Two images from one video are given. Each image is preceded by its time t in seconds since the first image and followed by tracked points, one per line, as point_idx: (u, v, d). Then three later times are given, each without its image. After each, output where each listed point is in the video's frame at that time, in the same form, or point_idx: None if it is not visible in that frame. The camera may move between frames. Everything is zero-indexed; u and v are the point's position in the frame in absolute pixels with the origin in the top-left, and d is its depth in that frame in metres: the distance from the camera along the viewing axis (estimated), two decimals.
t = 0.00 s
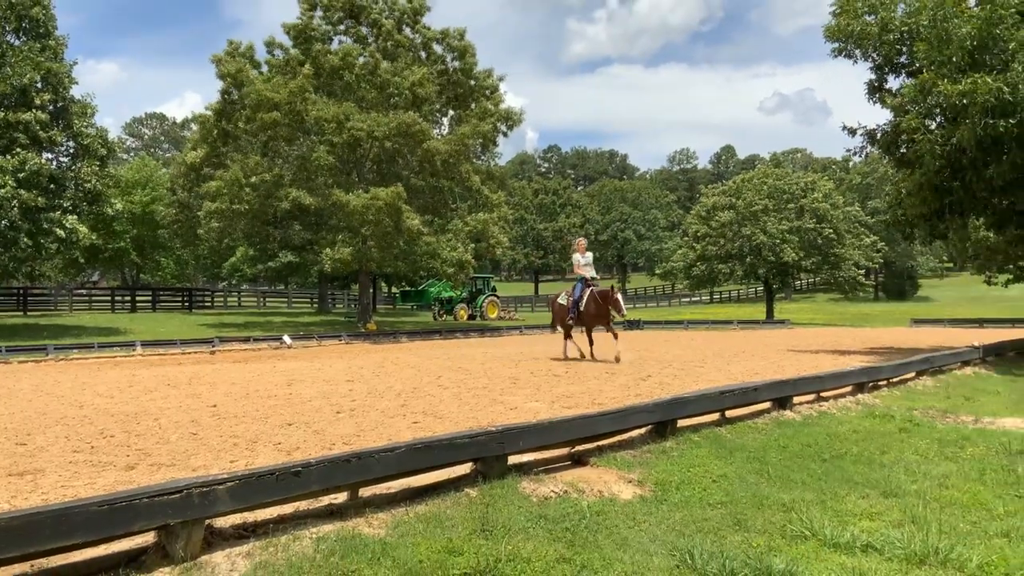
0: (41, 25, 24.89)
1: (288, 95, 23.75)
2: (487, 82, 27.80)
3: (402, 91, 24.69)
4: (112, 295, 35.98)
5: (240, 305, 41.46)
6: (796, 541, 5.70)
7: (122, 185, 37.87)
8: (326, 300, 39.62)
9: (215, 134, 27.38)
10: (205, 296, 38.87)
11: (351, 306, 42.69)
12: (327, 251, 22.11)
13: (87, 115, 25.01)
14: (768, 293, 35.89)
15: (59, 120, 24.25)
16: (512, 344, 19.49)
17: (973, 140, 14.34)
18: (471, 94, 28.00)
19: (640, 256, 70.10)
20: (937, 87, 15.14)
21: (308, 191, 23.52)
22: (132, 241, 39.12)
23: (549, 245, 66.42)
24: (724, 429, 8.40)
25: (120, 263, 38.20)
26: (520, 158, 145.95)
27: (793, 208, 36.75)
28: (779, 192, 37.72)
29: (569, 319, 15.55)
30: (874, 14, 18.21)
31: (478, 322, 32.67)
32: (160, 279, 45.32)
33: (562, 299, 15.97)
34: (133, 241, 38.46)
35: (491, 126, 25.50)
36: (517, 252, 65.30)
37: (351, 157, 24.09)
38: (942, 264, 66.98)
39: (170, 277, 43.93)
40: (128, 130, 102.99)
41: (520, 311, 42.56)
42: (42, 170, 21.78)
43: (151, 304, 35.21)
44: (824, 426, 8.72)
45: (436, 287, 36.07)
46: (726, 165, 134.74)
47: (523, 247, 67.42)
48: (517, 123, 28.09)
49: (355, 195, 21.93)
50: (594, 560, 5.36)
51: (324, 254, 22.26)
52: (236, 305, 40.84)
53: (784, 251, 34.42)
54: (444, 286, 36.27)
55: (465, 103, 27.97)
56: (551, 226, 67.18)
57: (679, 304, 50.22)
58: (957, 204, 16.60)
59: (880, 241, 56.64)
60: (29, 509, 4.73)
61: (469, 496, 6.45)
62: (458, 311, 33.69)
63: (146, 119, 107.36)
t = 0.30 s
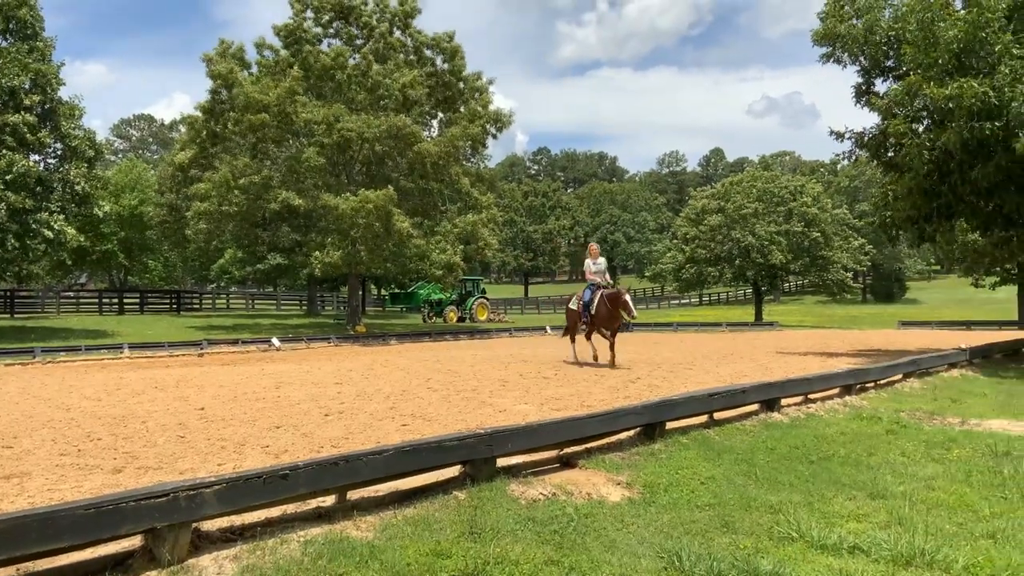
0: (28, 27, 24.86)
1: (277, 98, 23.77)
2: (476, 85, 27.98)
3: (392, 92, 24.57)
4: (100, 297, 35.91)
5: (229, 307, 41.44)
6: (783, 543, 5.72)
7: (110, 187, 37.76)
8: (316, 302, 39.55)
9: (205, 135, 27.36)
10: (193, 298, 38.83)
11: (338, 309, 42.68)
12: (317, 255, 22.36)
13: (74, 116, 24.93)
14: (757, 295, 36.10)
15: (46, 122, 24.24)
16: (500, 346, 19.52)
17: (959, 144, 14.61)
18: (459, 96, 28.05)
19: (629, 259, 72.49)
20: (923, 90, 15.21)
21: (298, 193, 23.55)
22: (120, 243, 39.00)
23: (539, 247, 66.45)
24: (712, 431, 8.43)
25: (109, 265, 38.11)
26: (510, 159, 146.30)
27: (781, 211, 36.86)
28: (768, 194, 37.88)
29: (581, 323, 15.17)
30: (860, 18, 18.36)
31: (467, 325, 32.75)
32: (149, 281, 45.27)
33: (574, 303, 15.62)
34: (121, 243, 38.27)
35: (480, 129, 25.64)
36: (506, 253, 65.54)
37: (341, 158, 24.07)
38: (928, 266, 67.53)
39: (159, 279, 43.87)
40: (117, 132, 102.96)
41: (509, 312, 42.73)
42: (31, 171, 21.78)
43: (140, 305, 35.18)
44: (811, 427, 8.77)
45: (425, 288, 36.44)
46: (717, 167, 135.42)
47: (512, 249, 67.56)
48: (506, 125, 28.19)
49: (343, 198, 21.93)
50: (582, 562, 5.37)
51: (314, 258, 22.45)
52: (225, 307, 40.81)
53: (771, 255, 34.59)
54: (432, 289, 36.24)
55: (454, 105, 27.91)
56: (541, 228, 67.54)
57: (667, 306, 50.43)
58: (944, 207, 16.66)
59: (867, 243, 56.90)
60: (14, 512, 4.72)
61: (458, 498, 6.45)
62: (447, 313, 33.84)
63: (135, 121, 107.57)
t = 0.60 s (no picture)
0: (19, 28, 24.81)
1: (268, 100, 23.80)
2: (469, 87, 28.00)
3: (384, 94, 24.60)
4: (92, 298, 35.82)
5: (222, 309, 41.39)
6: (776, 544, 5.73)
7: (102, 188, 37.74)
8: (308, 304, 39.51)
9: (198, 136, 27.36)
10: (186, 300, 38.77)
11: (331, 311, 42.63)
12: (309, 257, 22.54)
13: (67, 118, 24.88)
14: (750, 297, 36.21)
15: (39, 123, 24.18)
16: (493, 348, 19.54)
17: (950, 146, 14.69)
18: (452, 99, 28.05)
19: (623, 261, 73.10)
20: (915, 92, 15.25)
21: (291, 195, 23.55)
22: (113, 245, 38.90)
23: (532, 249, 66.60)
24: (705, 433, 8.44)
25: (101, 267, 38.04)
26: (505, 162, 146.66)
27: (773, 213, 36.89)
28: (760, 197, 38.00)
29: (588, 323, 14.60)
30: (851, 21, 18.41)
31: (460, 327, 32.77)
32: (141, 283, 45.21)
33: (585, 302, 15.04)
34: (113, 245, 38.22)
35: (474, 130, 25.66)
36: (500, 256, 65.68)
37: (335, 159, 24.00)
38: (920, 268, 67.83)
39: (151, 281, 43.82)
40: (108, 133, 103.20)
41: (502, 315, 42.75)
42: (22, 173, 21.74)
43: (132, 307, 35.10)
44: (803, 429, 8.79)
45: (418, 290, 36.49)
46: (710, 168, 135.73)
47: (506, 251, 67.59)
48: (500, 127, 28.22)
49: (336, 200, 21.90)
50: (575, 564, 5.38)
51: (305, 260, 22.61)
52: (218, 309, 40.74)
53: (763, 257, 34.80)
54: (425, 291, 36.21)
55: (447, 107, 27.95)
56: (534, 230, 67.65)
57: (660, 308, 50.53)
58: (937, 209, 16.69)
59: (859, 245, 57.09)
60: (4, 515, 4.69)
61: (451, 500, 6.45)
62: (440, 315, 33.89)
63: (127, 123, 108.01)
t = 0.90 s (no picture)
0: (17, 29, 24.81)
1: (263, 101, 23.78)
2: (466, 88, 28.01)
3: (381, 95, 24.58)
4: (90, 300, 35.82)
5: (220, 310, 41.41)
6: (774, 545, 5.74)
7: (100, 189, 37.76)
8: (307, 305, 39.51)
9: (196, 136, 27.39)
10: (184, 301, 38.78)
11: (329, 312, 42.66)
12: (306, 259, 22.59)
13: (65, 119, 24.89)
14: (748, 298, 36.25)
15: (37, 124, 24.16)
16: (491, 350, 19.56)
17: (948, 146, 14.69)
18: (450, 100, 28.05)
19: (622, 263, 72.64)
20: (913, 94, 15.24)
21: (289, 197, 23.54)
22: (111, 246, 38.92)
23: (530, 250, 66.78)
24: (702, 434, 8.44)
25: (99, 268, 38.04)
26: (503, 163, 146.72)
27: (771, 214, 36.84)
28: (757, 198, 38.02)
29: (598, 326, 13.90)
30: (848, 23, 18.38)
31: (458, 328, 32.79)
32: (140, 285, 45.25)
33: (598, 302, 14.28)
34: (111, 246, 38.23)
35: (472, 131, 25.69)
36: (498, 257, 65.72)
37: (333, 162, 23.90)
38: (918, 269, 67.92)
39: (149, 282, 43.84)
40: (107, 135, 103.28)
41: (501, 316, 42.80)
42: (20, 174, 21.78)
43: (130, 308, 35.10)
44: (801, 430, 8.80)
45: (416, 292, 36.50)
46: (709, 169, 135.80)
47: (504, 253, 67.62)
48: (498, 128, 28.23)
49: (333, 202, 21.88)
50: (573, 566, 5.38)
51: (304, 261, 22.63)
52: (216, 310, 40.75)
53: (761, 258, 34.69)
54: (423, 292, 36.22)
55: (445, 108, 27.95)
56: (532, 232, 67.69)
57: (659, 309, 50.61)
58: (935, 211, 16.69)
59: (857, 246, 57.16)
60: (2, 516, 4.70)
61: (449, 501, 6.45)
62: (438, 316, 33.95)
63: (126, 124, 108.22)
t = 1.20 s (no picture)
0: (20, 30, 24.85)
1: (265, 102, 24.09)
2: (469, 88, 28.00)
3: (382, 95, 24.56)
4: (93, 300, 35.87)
5: (224, 310, 41.47)
6: (776, 546, 5.73)
7: (103, 190, 37.81)
8: (309, 306, 39.54)
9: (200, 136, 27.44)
10: (187, 302, 38.82)
11: (332, 313, 42.69)
12: (308, 260, 22.61)
13: (68, 119, 24.91)
14: (751, 298, 36.21)
15: (40, 125, 24.14)
16: (494, 350, 19.57)
17: (953, 147, 14.66)
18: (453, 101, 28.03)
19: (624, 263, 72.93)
20: (917, 94, 15.22)
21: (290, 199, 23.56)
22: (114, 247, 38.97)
23: (533, 251, 66.72)
24: (705, 435, 8.43)
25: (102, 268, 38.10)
26: (506, 164, 146.76)
27: (774, 214, 36.83)
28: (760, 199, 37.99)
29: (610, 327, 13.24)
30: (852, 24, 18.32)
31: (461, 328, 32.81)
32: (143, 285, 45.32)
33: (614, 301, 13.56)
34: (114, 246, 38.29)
35: (475, 132, 25.71)
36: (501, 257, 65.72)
37: (335, 162, 23.92)
38: (921, 270, 67.86)
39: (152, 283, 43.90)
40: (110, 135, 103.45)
41: (503, 316, 42.82)
42: (23, 176, 21.84)
43: (134, 308, 35.15)
44: (804, 431, 8.79)
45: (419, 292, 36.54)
46: (712, 170, 135.72)
47: (507, 253, 67.61)
48: (501, 129, 28.24)
49: (335, 202, 21.90)
50: (576, 566, 5.38)
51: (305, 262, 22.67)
52: (219, 310, 40.80)
53: (764, 258, 34.62)
54: (426, 293, 36.23)
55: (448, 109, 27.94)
56: (535, 233, 67.67)
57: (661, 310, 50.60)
58: (938, 212, 16.65)
59: (861, 247, 57.10)
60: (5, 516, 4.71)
61: (451, 501, 6.45)
62: (441, 317, 34.00)
63: (129, 124, 108.48)
